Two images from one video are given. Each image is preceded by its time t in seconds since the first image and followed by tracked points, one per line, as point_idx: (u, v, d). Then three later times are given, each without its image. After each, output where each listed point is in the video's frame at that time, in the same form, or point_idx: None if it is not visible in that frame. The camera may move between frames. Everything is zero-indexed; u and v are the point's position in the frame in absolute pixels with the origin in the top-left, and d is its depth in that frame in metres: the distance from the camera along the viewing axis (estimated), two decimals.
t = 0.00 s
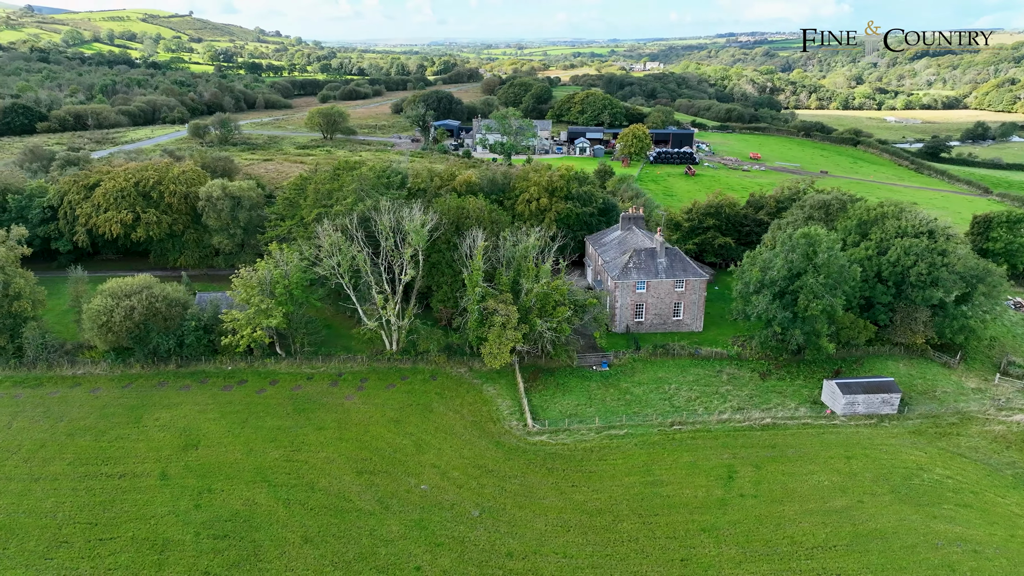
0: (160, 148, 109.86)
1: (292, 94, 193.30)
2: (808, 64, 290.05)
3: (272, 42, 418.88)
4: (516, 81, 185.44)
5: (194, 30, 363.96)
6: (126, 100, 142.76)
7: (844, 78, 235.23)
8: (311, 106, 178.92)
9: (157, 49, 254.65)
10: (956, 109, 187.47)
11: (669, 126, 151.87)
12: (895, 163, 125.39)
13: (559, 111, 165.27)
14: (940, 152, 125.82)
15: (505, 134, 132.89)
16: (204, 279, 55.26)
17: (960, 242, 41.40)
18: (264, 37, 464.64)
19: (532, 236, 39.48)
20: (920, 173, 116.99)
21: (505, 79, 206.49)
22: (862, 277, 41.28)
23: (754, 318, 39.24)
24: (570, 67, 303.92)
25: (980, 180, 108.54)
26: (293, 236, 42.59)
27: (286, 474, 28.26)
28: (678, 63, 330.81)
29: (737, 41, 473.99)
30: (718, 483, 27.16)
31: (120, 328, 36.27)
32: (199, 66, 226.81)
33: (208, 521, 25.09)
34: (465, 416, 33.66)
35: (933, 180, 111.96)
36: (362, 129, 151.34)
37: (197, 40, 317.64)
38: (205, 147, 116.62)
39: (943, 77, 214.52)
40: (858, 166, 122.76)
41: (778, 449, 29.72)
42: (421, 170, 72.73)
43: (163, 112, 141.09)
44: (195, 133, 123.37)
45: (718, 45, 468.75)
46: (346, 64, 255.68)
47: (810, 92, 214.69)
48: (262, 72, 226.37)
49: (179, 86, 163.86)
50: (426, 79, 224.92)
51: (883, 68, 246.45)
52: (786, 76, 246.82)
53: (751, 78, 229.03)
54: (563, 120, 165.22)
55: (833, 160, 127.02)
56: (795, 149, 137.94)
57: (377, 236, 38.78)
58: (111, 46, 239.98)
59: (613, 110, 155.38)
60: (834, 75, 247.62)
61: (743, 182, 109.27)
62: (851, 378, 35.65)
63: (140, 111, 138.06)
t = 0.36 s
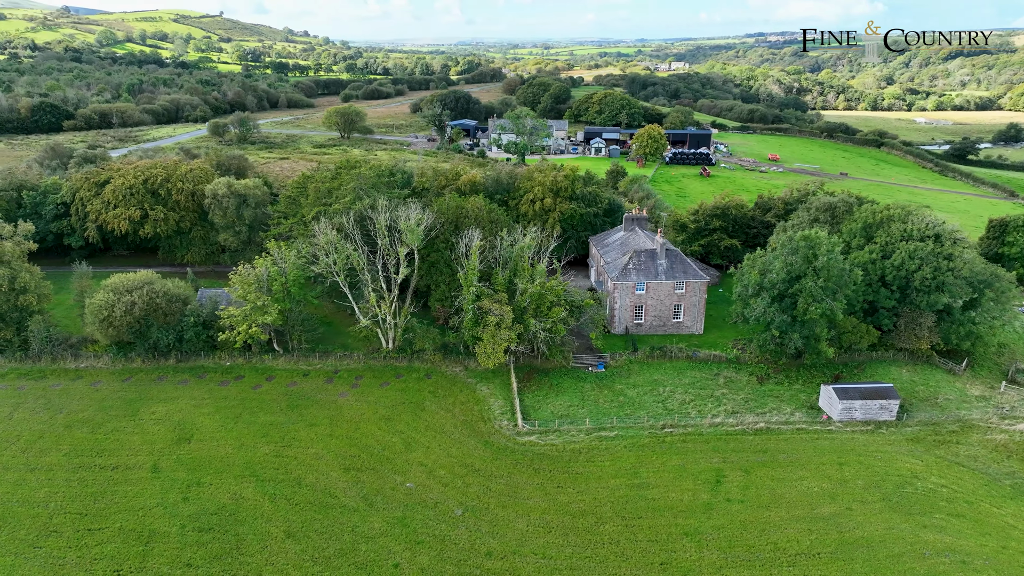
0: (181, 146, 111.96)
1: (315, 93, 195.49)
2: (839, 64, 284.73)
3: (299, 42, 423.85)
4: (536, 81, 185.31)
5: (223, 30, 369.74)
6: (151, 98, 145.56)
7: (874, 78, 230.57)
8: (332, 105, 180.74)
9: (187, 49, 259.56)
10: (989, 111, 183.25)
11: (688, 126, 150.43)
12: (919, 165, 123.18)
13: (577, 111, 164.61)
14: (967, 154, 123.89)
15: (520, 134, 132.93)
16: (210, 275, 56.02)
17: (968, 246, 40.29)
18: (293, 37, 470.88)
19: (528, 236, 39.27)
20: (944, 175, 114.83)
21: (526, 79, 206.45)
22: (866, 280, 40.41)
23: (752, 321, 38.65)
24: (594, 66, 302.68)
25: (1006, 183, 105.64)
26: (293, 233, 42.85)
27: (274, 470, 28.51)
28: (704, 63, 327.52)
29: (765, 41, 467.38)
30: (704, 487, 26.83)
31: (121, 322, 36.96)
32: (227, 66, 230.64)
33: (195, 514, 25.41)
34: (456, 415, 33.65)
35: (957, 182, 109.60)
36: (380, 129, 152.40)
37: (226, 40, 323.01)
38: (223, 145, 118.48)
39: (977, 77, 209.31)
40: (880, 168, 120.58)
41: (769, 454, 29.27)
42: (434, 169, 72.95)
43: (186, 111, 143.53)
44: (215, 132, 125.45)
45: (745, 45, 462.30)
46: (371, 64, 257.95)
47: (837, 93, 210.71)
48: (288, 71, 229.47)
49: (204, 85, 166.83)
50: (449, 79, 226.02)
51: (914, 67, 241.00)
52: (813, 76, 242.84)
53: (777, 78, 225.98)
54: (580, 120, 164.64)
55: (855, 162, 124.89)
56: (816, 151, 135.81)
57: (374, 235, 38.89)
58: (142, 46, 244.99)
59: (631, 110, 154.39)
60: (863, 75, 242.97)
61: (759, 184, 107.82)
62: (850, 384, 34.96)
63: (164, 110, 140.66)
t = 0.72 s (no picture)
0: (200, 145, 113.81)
1: (338, 92, 197.42)
2: (868, 64, 279.38)
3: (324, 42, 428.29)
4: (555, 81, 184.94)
5: (251, 30, 374.82)
6: (174, 97, 148.14)
7: (903, 78, 226.02)
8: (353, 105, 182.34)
9: (215, 49, 264.09)
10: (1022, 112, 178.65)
11: (706, 126, 148.88)
12: (942, 167, 120.95)
13: (594, 112, 163.80)
14: (994, 156, 121.60)
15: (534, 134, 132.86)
16: (216, 272, 56.82)
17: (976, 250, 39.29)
18: (319, 37, 476.27)
19: (525, 235, 39.19)
20: (968, 178, 112.66)
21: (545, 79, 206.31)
22: (868, 284, 39.62)
23: (750, 324, 38.13)
24: (617, 66, 301.14)
25: None
26: (292, 232, 43.16)
27: (263, 465, 28.81)
28: (729, 63, 324.00)
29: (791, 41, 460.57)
30: (691, 491, 26.57)
31: (122, 317, 37.71)
32: (252, 66, 233.97)
33: (182, 507, 25.73)
34: (447, 414, 33.68)
35: (981, 185, 107.33)
36: (396, 128, 153.27)
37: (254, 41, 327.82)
38: (240, 144, 120.10)
39: (1012, 78, 203.95)
40: (901, 170, 118.44)
41: (760, 458, 28.90)
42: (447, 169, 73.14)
43: (207, 110, 145.71)
44: (233, 131, 127.25)
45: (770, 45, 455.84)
46: (394, 64, 259.65)
47: (863, 94, 206.69)
48: (312, 70, 232.05)
49: (226, 84, 169.31)
50: (472, 79, 226.70)
51: (947, 67, 235.45)
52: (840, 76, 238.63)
53: (803, 78, 222.75)
54: (597, 120, 163.81)
55: (875, 164, 122.83)
56: (836, 152, 133.78)
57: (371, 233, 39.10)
58: (171, 46, 249.69)
59: (648, 110, 153.34)
60: (892, 75, 238.05)
61: (775, 186, 106.30)
62: (848, 388, 34.35)
63: (186, 109, 143.02)
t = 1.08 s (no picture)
0: (220, 144, 115.64)
1: (360, 92, 199.05)
2: (899, 65, 273.61)
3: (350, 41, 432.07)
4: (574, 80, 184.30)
5: (279, 30, 379.48)
6: (197, 96, 150.69)
7: (935, 79, 220.98)
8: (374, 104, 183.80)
9: (243, 49, 268.10)
10: None
11: (725, 128, 147.24)
12: (967, 169, 118.64)
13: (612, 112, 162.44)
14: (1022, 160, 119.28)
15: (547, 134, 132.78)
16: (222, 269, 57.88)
17: (984, 255, 38.27)
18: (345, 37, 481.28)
19: (521, 235, 39.13)
20: (994, 181, 110.35)
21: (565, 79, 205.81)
22: (870, 288, 38.92)
23: (747, 328, 37.69)
24: (641, 66, 299.12)
25: None
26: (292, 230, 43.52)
27: (252, 460, 29.11)
28: (756, 63, 319.97)
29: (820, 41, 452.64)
30: (676, 494, 26.33)
31: (123, 312, 38.43)
32: (278, 66, 236.95)
33: (170, 501, 26.13)
34: (438, 413, 33.73)
35: (1007, 189, 104.90)
36: (413, 128, 154.08)
37: (282, 41, 332.15)
38: (258, 143, 121.66)
39: None
40: (925, 172, 116.16)
41: (749, 463, 28.53)
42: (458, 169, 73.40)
43: (229, 109, 147.73)
44: (252, 130, 128.93)
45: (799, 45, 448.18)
46: (418, 64, 260.92)
47: (892, 95, 202.25)
48: (337, 70, 234.47)
49: (249, 83, 171.68)
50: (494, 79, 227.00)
51: (982, 67, 229.47)
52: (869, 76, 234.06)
53: (830, 78, 219.05)
54: (615, 121, 162.95)
55: (898, 166, 120.64)
56: (858, 154, 131.60)
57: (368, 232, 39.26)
58: (201, 46, 254.05)
59: (667, 110, 152.03)
60: (924, 76, 232.71)
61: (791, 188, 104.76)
62: (845, 394, 33.76)
63: (208, 108, 145.22)
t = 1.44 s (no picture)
0: (239, 143, 117.42)
1: (381, 92, 200.49)
2: (931, 64, 267.69)
3: (374, 41, 435.59)
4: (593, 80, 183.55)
5: (305, 30, 383.66)
6: (219, 95, 153.11)
7: (966, 79, 215.69)
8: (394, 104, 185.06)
9: (270, 49, 271.96)
10: None
11: (744, 129, 145.49)
12: (993, 172, 116.12)
13: (629, 112, 161.83)
14: None
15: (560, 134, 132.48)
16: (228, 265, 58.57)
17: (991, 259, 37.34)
18: (371, 36, 485.85)
19: (517, 235, 39.02)
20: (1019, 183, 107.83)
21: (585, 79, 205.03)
22: (871, 291, 38.16)
23: (744, 331, 37.20)
24: (664, 66, 297.04)
25: None
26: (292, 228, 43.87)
27: (242, 455, 29.43)
28: (782, 63, 315.78)
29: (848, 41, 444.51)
30: (661, 498, 26.13)
31: (124, 308, 39.10)
32: (302, 65, 239.77)
33: (158, 494, 26.49)
34: (430, 412, 33.81)
35: None
36: (428, 127, 154.76)
37: (308, 41, 336.12)
38: (275, 142, 123.08)
39: None
40: (947, 175, 113.87)
41: (738, 467, 28.23)
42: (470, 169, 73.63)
43: (249, 109, 149.70)
44: (269, 129, 130.45)
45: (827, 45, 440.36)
46: (441, 64, 261.98)
47: (920, 96, 197.66)
48: (361, 69, 236.51)
49: (271, 83, 174.01)
50: (516, 79, 227.08)
51: (1016, 67, 223.35)
52: (898, 77, 229.31)
53: (857, 78, 215.10)
54: (632, 121, 161.96)
55: (919, 169, 118.49)
56: (879, 156, 129.40)
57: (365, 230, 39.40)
58: (228, 46, 258.21)
59: (684, 111, 150.65)
60: (956, 76, 227.21)
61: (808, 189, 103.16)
62: (841, 399, 33.19)
63: (229, 107, 147.32)
